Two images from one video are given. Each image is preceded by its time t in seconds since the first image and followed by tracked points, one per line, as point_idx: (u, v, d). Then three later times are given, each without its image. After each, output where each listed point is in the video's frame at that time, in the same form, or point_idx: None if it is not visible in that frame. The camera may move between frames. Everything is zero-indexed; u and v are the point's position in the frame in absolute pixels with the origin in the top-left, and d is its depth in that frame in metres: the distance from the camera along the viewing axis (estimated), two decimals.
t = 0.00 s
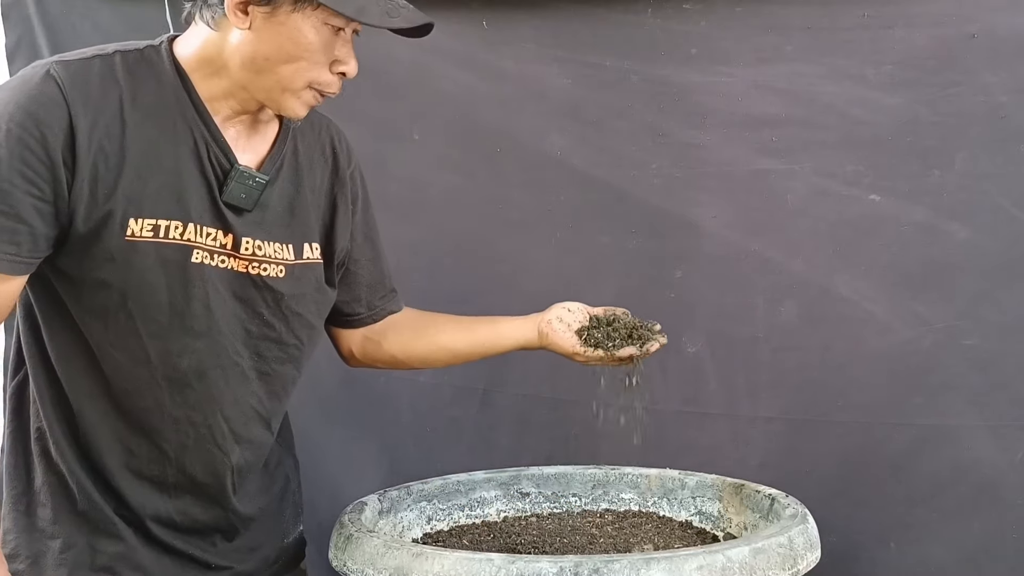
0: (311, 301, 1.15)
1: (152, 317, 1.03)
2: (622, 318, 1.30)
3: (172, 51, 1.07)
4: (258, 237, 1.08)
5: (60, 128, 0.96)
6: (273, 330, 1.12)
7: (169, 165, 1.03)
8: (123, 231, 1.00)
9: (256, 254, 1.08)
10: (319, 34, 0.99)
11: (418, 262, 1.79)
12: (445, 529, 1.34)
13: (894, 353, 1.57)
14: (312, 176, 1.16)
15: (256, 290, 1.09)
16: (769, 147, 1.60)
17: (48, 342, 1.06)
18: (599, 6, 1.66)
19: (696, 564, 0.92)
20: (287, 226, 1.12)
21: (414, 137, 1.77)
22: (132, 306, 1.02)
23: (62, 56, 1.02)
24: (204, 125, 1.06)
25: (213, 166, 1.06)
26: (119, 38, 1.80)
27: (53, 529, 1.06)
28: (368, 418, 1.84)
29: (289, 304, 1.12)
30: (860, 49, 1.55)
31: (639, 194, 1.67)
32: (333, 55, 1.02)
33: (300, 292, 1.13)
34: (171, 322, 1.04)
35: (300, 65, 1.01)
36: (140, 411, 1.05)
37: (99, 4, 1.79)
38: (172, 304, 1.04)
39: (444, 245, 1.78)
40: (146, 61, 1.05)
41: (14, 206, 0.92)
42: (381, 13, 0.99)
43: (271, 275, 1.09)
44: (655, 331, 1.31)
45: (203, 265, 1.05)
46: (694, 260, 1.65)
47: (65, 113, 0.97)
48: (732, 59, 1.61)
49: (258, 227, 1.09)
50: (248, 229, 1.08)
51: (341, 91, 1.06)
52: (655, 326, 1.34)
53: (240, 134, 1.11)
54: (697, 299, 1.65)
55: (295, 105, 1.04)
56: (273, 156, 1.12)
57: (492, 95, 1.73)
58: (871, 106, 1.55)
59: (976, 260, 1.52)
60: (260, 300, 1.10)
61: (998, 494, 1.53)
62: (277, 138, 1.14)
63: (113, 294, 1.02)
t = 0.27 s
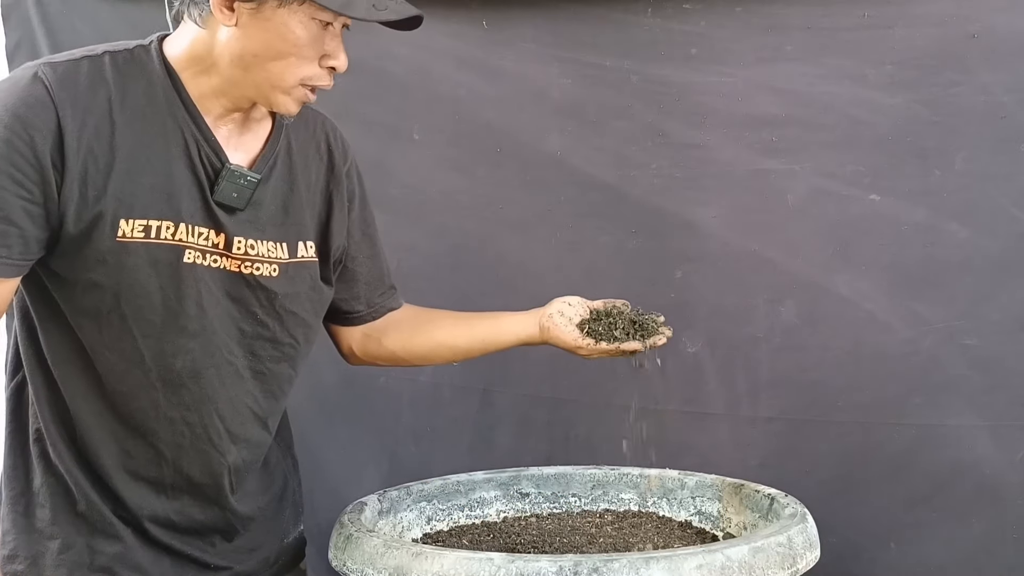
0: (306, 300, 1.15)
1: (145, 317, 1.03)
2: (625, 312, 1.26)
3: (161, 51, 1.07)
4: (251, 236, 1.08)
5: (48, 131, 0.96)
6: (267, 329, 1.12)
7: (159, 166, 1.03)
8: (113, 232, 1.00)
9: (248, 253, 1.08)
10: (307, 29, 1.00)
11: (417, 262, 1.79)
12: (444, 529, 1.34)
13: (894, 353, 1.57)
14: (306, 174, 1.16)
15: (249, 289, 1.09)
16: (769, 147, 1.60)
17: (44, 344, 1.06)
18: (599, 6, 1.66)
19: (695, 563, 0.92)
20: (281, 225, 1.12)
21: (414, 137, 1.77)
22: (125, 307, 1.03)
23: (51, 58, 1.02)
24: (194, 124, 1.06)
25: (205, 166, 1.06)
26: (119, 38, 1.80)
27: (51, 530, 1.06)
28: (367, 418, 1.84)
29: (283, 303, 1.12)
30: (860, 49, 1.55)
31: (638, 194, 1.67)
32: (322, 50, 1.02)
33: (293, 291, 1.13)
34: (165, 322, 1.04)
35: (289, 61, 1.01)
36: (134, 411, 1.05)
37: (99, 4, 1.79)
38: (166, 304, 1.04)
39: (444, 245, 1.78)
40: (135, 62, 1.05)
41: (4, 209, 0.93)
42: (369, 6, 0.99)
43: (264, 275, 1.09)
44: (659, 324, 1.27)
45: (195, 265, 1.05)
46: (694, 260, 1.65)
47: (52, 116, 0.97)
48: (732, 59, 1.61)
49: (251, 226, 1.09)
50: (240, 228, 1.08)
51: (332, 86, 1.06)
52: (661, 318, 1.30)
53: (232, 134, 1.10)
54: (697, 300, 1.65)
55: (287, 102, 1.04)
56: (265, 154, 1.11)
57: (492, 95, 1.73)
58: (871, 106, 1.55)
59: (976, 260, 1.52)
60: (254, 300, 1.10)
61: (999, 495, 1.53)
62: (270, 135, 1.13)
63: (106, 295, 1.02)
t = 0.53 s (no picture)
0: (305, 300, 1.15)
1: (144, 317, 1.03)
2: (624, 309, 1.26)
3: (158, 51, 1.07)
4: (249, 236, 1.08)
5: (43, 132, 0.96)
6: (266, 329, 1.12)
7: (157, 166, 1.03)
8: (111, 232, 1.00)
9: (246, 253, 1.08)
10: (303, 27, 0.99)
11: (417, 262, 1.79)
12: (445, 529, 1.34)
13: (894, 353, 1.57)
14: (304, 173, 1.16)
15: (248, 289, 1.09)
16: (769, 147, 1.60)
17: (44, 344, 1.06)
18: (599, 6, 1.66)
19: (696, 563, 0.92)
20: (280, 224, 1.12)
21: (414, 137, 1.77)
22: (124, 307, 1.02)
23: (47, 60, 1.02)
24: (192, 124, 1.05)
25: (202, 166, 1.06)
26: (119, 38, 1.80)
27: (51, 530, 1.06)
28: (367, 418, 1.84)
29: (282, 302, 1.12)
30: (860, 49, 1.55)
31: (638, 194, 1.67)
32: (319, 48, 1.01)
33: (292, 291, 1.13)
34: (164, 322, 1.04)
35: (286, 59, 1.01)
36: (134, 411, 1.05)
37: (99, 4, 1.79)
38: (164, 304, 1.04)
39: (444, 245, 1.78)
40: (132, 62, 1.05)
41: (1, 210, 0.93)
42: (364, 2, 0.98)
43: (263, 275, 1.09)
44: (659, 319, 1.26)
45: (193, 265, 1.04)
46: (694, 260, 1.65)
47: (48, 117, 0.97)
48: (732, 59, 1.61)
49: (250, 225, 1.09)
50: (238, 228, 1.07)
51: (330, 84, 1.05)
52: (662, 313, 1.29)
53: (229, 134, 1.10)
54: (697, 300, 1.65)
55: (285, 100, 1.04)
56: (263, 153, 1.11)
57: (491, 95, 1.73)
58: (871, 106, 1.55)
59: (977, 260, 1.52)
60: (253, 300, 1.10)
61: (999, 495, 1.53)
62: (268, 135, 1.13)
63: (104, 295, 1.02)
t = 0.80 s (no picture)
0: (305, 300, 1.15)
1: (144, 318, 1.03)
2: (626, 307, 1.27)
3: (158, 51, 1.07)
4: (249, 237, 1.08)
5: (44, 133, 0.96)
6: (266, 330, 1.12)
7: (157, 166, 1.03)
8: (111, 233, 1.00)
9: (246, 254, 1.08)
10: (303, 28, 0.99)
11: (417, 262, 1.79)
12: (444, 529, 1.34)
13: (894, 353, 1.57)
14: (304, 173, 1.16)
15: (248, 290, 1.09)
16: (769, 147, 1.60)
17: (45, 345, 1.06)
18: (599, 6, 1.66)
19: (696, 563, 0.92)
20: (280, 225, 1.12)
21: (414, 137, 1.77)
22: (124, 308, 1.03)
23: (48, 61, 1.02)
24: (192, 125, 1.05)
25: (202, 167, 1.06)
26: (119, 38, 1.80)
27: (52, 530, 1.06)
28: (367, 418, 1.84)
29: (282, 303, 1.12)
30: (860, 50, 1.55)
31: (638, 194, 1.67)
32: (319, 48, 1.01)
33: (292, 292, 1.13)
34: (164, 323, 1.04)
35: (286, 59, 1.01)
36: (134, 412, 1.05)
37: (99, 4, 1.79)
38: (164, 305, 1.04)
39: (444, 245, 1.78)
40: (132, 63, 1.05)
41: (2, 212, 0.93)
42: (365, 2, 0.98)
43: (263, 275, 1.09)
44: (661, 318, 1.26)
45: (194, 266, 1.05)
46: (694, 260, 1.65)
47: (49, 118, 0.97)
48: (732, 59, 1.61)
49: (250, 226, 1.09)
50: (237, 229, 1.07)
51: (330, 84, 1.05)
52: (663, 311, 1.29)
53: (230, 133, 1.10)
54: (697, 300, 1.65)
55: (285, 100, 1.04)
56: (263, 153, 1.11)
57: (492, 95, 1.73)
58: (871, 106, 1.55)
59: (977, 260, 1.52)
60: (253, 301, 1.10)
61: (999, 495, 1.53)
62: (268, 136, 1.13)
63: (105, 296, 1.02)
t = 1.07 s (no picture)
0: (306, 300, 1.15)
1: (145, 318, 1.03)
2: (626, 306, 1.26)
3: (159, 51, 1.07)
4: (249, 237, 1.08)
5: (44, 134, 0.96)
6: (267, 330, 1.12)
7: (157, 167, 1.03)
8: (112, 234, 1.00)
9: (247, 254, 1.08)
10: (302, 28, 0.99)
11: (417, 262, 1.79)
12: (445, 529, 1.34)
13: (894, 353, 1.57)
14: (305, 174, 1.16)
15: (248, 290, 1.09)
16: (769, 147, 1.60)
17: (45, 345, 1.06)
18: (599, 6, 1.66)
19: (696, 563, 0.92)
20: (280, 225, 1.12)
21: (414, 137, 1.77)
22: (125, 309, 1.03)
23: (49, 61, 1.02)
24: (193, 125, 1.05)
25: (203, 167, 1.06)
26: (119, 38, 1.80)
27: (52, 530, 1.06)
28: (367, 418, 1.84)
29: (282, 304, 1.12)
30: (860, 50, 1.55)
31: (638, 194, 1.67)
32: (319, 49, 1.01)
33: (293, 292, 1.13)
34: (164, 323, 1.04)
35: (285, 59, 1.01)
36: (134, 412, 1.05)
37: (99, 4, 1.79)
38: (165, 305, 1.04)
39: (444, 245, 1.78)
40: (132, 64, 1.05)
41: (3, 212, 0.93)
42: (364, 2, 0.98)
43: (263, 275, 1.09)
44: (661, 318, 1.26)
45: (194, 267, 1.05)
46: (694, 260, 1.65)
47: (49, 119, 0.97)
48: (732, 59, 1.61)
49: (250, 226, 1.09)
50: (238, 230, 1.07)
51: (330, 84, 1.05)
52: (665, 311, 1.29)
53: (230, 134, 1.10)
54: (697, 300, 1.65)
55: (285, 100, 1.04)
56: (263, 154, 1.11)
57: (492, 95, 1.73)
58: (871, 106, 1.55)
59: (977, 260, 1.52)
60: (253, 301, 1.10)
61: (999, 494, 1.53)
62: (269, 137, 1.13)
63: (105, 296, 1.02)
